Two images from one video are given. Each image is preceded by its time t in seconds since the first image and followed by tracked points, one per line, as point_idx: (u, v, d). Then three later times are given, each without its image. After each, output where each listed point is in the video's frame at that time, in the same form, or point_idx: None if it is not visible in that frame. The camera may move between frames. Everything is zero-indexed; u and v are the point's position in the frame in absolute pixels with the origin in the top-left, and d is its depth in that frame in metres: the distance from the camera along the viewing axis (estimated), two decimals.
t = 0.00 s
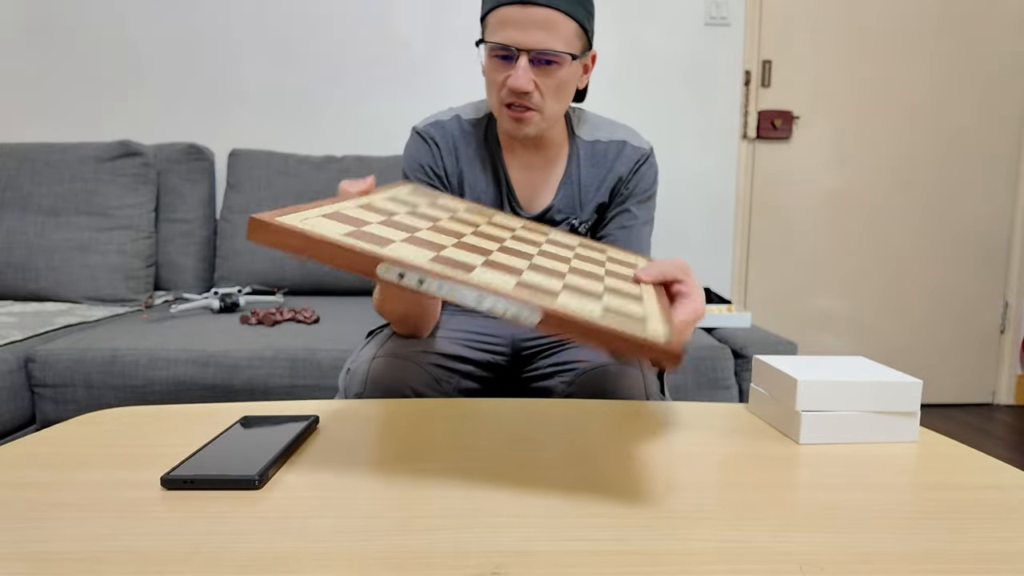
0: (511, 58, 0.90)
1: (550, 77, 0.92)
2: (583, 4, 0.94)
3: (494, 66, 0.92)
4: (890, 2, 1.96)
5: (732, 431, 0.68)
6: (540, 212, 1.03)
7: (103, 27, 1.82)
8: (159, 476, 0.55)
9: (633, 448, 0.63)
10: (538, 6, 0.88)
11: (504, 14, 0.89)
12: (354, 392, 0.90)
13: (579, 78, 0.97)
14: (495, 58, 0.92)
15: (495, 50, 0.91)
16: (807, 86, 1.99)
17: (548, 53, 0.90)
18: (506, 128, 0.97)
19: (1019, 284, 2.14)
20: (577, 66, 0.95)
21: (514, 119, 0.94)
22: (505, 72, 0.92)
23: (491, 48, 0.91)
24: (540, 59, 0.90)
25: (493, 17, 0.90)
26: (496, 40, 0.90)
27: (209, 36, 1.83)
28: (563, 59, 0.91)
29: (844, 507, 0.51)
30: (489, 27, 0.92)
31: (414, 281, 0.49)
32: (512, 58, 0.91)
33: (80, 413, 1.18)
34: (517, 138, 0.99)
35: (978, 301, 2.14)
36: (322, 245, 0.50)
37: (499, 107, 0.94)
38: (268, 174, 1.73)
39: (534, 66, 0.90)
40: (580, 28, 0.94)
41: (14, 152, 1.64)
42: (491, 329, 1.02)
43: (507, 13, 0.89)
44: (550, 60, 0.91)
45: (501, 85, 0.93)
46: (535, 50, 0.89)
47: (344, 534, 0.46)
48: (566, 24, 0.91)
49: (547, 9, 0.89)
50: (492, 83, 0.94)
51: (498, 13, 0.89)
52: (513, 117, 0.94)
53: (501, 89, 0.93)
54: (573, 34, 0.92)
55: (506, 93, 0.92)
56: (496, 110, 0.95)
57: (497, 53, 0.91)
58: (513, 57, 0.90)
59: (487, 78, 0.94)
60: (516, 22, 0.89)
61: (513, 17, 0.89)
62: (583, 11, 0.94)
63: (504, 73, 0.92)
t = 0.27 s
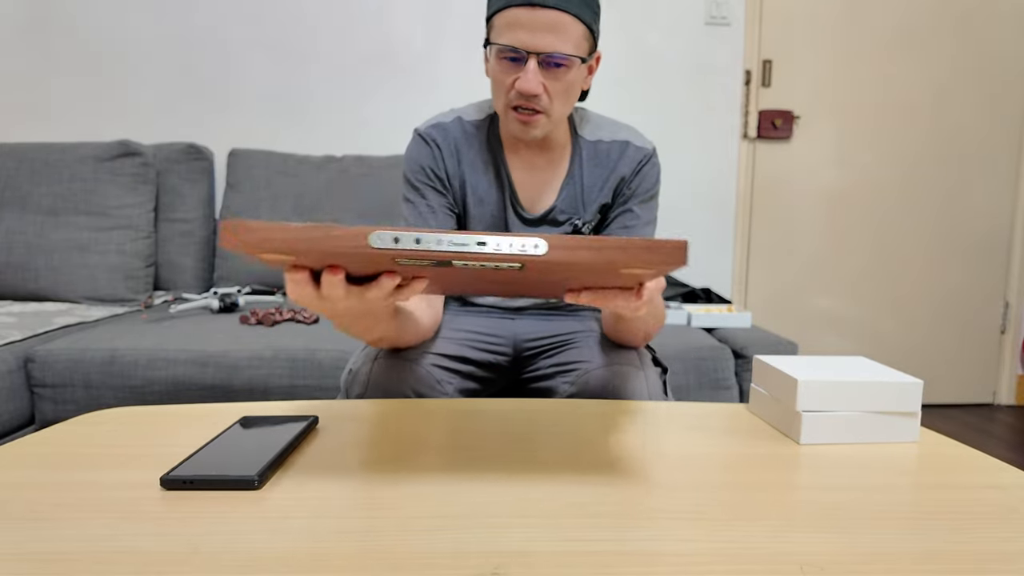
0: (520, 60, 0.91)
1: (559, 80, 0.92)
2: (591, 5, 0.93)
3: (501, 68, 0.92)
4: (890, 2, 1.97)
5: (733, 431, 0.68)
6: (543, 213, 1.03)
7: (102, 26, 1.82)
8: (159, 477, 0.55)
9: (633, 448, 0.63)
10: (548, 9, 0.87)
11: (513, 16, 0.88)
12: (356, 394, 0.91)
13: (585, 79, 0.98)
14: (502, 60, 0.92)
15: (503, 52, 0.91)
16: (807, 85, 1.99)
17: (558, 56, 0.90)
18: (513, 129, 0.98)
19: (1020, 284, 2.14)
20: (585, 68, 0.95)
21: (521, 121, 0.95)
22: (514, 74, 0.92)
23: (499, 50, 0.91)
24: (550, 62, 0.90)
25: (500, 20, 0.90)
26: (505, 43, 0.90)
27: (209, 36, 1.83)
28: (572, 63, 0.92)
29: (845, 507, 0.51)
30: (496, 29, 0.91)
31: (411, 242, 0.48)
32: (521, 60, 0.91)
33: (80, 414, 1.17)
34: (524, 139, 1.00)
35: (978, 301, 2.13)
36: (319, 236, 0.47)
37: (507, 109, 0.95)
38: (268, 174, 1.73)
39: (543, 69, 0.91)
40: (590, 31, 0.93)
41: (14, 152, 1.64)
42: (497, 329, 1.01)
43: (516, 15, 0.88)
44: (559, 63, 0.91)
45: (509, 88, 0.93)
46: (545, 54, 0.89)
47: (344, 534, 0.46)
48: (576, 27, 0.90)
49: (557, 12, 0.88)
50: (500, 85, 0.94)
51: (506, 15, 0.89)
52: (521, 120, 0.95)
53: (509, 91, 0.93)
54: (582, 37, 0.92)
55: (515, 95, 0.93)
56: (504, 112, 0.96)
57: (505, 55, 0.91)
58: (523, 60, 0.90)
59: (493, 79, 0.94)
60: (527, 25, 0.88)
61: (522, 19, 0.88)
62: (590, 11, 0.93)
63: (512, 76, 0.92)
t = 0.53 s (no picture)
0: (529, 63, 0.90)
1: (568, 83, 0.92)
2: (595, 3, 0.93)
3: (509, 71, 0.92)
4: (890, 2, 1.96)
5: (733, 431, 0.68)
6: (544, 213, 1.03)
7: (103, 26, 1.82)
8: (158, 477, 0.55)
9: (632, 448, 0.63)
10: (556, 11, 0.87)
11: (521, 18, 0.88)
12: (355, 394, 0.90)
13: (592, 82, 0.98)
14: (510, 63, 0.91)
15: (510, 55, 0.90)
16: (808, 85, 1.98)
17: (566, 59, 0.90)
18: (521, 131, 0.97)
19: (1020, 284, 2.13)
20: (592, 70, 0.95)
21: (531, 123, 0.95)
22: (522, 76, 0.92)
23: (506, 53, 0.90)
24: (559, 64, 0.90)
25: (507, 22, 0.89)
26: (513, 45, 0.90)
27: (209, 35, 1.83)
28: (581, 64, 0.92)
29: (846, 508, 0.51)
30: (501, 31, 0.91)
31: (371, 214, 0.49)
32: (529, 63, 0.90)
33: (79, 414, 1.17)
34: (532, 141, 0.99)
35: (979, 301, 2.13)
36: (282, 217, 0.49)
37: (516, 111, 0.94)
38: (268, 174, 1.72)
39: (553, 71, 0.90)
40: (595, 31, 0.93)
41: (13, 152, 1.64)
42: (496, 329, 1.02)
43: (524, 18, 0.88)
44: (569, 64, 0.91)
45: (518, 90, 0.93)
46: (555, 56, 0.89)
47: (344, 534, 0.45)
48: (583, 29, 0.90)
49: (566, 14, 0.88)
50: (509, 88, 0.93)
51: (514, 17, 0.88)
52: (530, 122, 0.94)
53: (518, 93, 0.93)
54: (589, 37, 0.92)
55: (524, 98, 0.92)
56: (512, 114, 0.95)
57: (513, 57, 0.91)
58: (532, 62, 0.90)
59: (501, 82, 0.94)
60: (535, 27, 0.88)
61: (530, 21, 0.88)
62: (595, 10, 0.93)
63: (521, 78, 0.92)
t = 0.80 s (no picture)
0: (527, 64, 0.90)
1: (567, 82, 0.92)
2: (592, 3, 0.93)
3: (508, 72, 0.92)
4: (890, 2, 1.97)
5: (732, 431, 0.68)
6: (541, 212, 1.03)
7: (102, 26, 1.82)
8: (159, 477, 0.55)
9: (631, 447, 0.63)
10: (553, 11, 0.87)
11: (519, 19, 0.88)
12: (354, 393, 0.90)
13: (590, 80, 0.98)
14: (508, 64, 0.91)
15: (509, 56, 0.90)
16: (807, 85, 1.99)
17: (565, 58, 0.90)
18: (522, 132, 0.97)
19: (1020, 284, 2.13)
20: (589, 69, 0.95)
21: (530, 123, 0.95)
22: (521, 77, 0.92)
23: (504, 54, 0.91)
24: (558, 64, 0.90)
25: (504, 23, 0.89)
26: (511, 46, 0.90)
27: (209, 36, 1.83)
28: (580, 63, 0.92)
29: (845, 507, 0.51)
30: (499, 31, 0.91)
31: (370, 208, 0.49)
32: (527, 63, 0.90)
33: (80, 414, 1.18)
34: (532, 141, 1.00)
35: (979, 301, 2.13)
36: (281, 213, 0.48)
37: (514, 111, 0.95)
38: (268, 174, 1.73)
39: (552, 72, 0.91)
40: (591, 30, 0.93)
41: (14, 152, 1.64)
42: (495, 329, 1.02)
43: (521, 19, 0.88)
44: (567, 64, 0.91)
45: (517, 90, 0.93)
46: (553, 56, 0.89)
47: (344, 534, 0.46)
48: (581, 28, 0.90)
49: (564, 15, 0.88)
50: (507, 88, 0.93)
51: (512, 18, 0.88)
52: (529, 122, 0.95)
53: (517, 94, 0.93)
54: (586, 37, 0.92)
55: (523, 98, 0.92)
56: (511, 114, 0.96)
57: (511, 58, 0.91)
58: (530, 63, 0.90)
59: (499, 83, 0.94)
60: (534, 28, 0.88)
61: (528, 22, 0.88)
62: (592, 10, 0.93)
63: (520, 79, 0.92)
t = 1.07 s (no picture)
0: (525, 64, 0.90)
1: (565, 82, 0.92)
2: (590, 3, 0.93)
3: (506, 72, 0.92)
4: (890, 1, 1.97)
5: (732, 431, 0.68)
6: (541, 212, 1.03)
7: (102, 26, 1.82)
8: (158, 477, 0.55)
9: (631, 447, 0.63)
10: (551, 11, 0.87)
11: (516, 19, 0.88)
12: (355, 394, 0.90)
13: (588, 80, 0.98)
14: (507, 64, 0.91)
15: (507, 56, 0.90)
16: (808, 85, 1.99)
17: (563, 58, 0.90)
18: (520, 132, 0.97)
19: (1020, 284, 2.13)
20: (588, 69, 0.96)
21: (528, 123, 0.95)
22: (519, 77, 0.92)
23: (502, 54, 0.91)
24: (556, 64, 0.90)
25: (502, 23, 0.89)
26: (509, 46, 0.90)
27: (209, 36, 1.83)
28: (578, 63, 0.92)
29: (845, 507, 0.51)
30: (497, 32, 0.91)
31: (365, 222, 0.48)
32: (525, 63, 0.90)
33: (80, 413, 1.18)
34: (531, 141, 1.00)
35: (979, 301, 2.13)
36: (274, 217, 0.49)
37: (513, 111, 0.95)
38: (268, 174, 1.73)
39: (549, 72, 0.91)
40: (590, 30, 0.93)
41: (14, 152, 1.64)
42: (495, 329, 1.02)
43: (519, 19, 0.88)
44: (565, 64, 0.91)
45: (515, 91, 0.93)
46: (551, 56, 0.89)
47: (345, 533, 0.46)
48: (578, 28, 0.90)
49: (561, 14, 0.88)
50: (505, 88, 0.94)
51: (510, 19, 0.88)
52: (528, 122, 0.95)
53: (515, 94, 0.93)
54: (584, 36, 0.92)
55: (522, 98, 0.92)
56: (510, 114, 0.96)
57: (509, 58, 0.91)
58: (528, 63, 0.90)
59: (497, 83, 0.94)
60: (531, 28, 0.88)
61: (526, 22, 0.88)
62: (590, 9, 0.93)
63: (518, 79, 0.92)
